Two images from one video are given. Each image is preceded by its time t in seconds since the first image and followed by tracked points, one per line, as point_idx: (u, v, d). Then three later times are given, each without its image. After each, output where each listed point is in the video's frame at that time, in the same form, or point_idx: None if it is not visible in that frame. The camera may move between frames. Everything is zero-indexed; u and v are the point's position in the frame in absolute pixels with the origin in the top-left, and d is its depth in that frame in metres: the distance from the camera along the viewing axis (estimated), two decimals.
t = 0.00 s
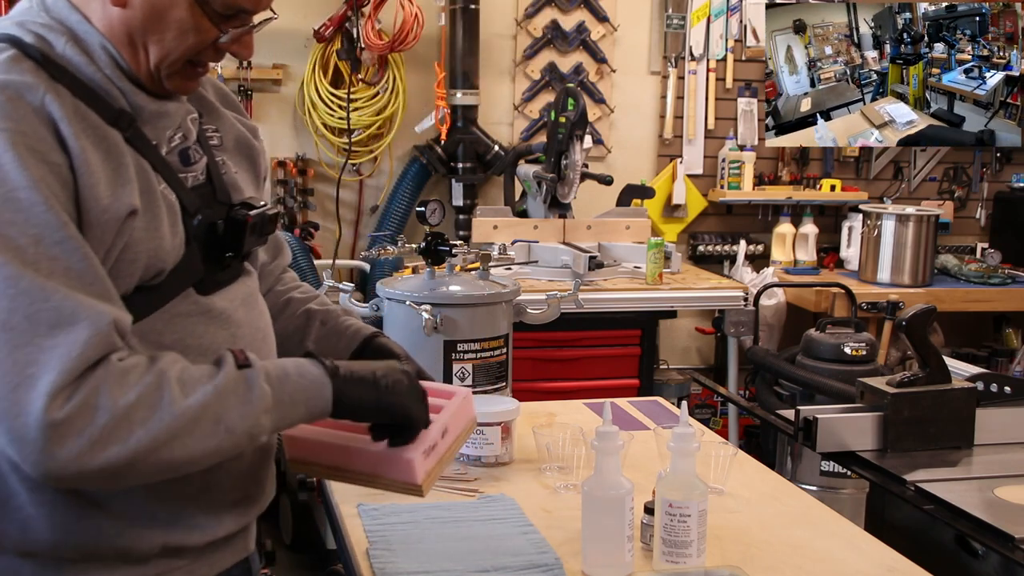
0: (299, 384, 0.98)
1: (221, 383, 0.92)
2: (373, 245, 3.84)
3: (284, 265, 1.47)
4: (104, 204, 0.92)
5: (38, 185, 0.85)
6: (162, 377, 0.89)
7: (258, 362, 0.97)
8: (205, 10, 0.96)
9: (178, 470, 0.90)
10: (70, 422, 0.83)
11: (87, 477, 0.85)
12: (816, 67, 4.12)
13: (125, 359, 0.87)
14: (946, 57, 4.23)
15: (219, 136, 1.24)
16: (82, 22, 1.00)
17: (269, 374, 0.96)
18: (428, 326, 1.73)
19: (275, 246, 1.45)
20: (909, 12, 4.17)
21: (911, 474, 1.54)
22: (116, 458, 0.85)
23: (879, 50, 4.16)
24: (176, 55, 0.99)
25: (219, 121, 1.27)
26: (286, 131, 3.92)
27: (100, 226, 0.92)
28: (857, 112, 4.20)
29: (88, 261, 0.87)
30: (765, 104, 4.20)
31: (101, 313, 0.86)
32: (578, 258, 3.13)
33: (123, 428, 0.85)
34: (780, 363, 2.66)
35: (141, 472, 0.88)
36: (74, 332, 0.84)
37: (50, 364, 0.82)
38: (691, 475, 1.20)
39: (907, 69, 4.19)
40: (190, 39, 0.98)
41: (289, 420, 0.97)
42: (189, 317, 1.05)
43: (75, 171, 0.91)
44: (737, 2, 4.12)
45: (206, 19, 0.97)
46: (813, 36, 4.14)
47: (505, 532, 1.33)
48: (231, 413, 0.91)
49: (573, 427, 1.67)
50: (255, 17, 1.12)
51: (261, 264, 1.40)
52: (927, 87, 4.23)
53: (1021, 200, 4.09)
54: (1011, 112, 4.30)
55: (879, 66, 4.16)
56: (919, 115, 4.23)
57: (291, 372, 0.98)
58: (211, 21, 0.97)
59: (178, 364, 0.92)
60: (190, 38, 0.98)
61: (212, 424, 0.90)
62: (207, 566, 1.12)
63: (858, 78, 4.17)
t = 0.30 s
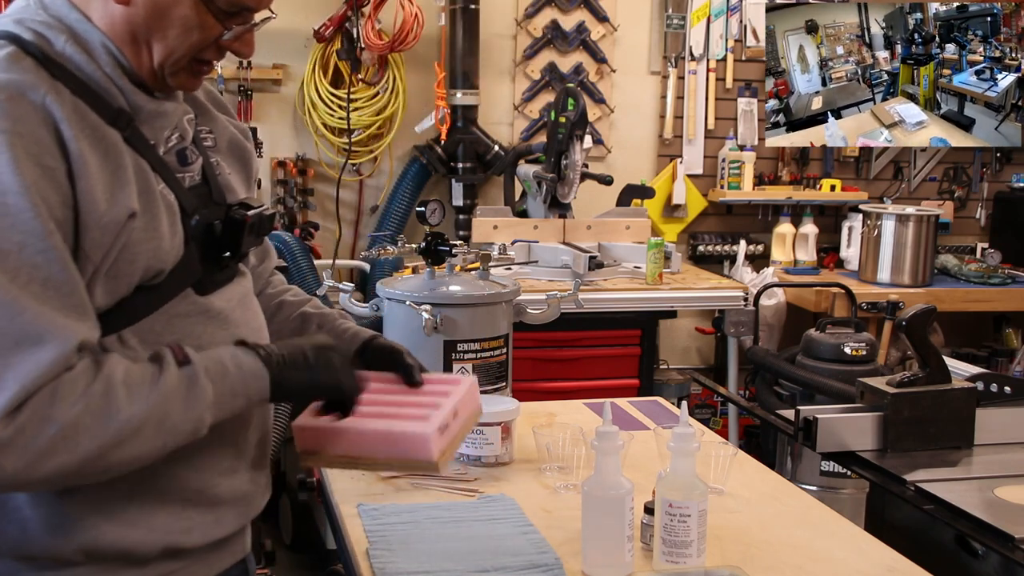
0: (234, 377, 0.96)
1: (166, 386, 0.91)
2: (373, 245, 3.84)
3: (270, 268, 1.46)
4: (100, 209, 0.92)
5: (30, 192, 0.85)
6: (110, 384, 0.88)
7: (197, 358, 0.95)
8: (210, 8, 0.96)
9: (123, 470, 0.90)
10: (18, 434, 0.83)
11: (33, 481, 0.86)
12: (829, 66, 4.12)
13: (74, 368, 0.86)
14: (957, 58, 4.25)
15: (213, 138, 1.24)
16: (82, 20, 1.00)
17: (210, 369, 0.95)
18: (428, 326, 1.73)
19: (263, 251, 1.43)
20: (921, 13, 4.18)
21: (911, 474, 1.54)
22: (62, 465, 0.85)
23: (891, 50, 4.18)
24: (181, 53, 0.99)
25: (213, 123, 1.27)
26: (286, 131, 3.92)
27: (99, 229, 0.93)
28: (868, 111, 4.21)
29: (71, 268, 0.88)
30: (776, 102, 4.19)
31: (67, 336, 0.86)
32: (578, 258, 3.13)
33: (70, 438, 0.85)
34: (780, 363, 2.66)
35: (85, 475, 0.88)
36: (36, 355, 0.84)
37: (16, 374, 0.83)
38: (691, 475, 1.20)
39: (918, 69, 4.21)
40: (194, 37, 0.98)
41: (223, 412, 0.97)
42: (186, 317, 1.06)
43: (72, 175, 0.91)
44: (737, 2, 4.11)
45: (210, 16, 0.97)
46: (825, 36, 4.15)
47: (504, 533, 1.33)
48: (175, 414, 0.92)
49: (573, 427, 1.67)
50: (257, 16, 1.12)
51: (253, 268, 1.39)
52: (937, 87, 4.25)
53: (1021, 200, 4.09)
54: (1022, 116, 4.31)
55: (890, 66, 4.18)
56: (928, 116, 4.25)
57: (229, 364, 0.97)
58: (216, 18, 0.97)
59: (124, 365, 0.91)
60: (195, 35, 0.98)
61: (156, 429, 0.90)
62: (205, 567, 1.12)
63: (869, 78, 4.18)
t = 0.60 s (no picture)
0: (209, 427, 0.97)
1: (135, 435, 0.91)
2: (373, 245, 3.84)
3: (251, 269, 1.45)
4: (92, 221, 0.91)
5: (15, 206, 0.85)
6: (73, 428, 0.88)
7: (175, 407, 0.95)
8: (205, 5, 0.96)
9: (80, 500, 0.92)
10: None
11: None
12: (835, 64, 4.13)
13: (36, 403, 0.86)
14: (962, 58, 4.27)
15: (209, 138, 1.24)
16: (78, 22, 0.99)
17: (184, 418, 0.95)
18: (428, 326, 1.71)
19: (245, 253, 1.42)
20: (927, 12, 4.19)
21: (911, 474, 1.54)
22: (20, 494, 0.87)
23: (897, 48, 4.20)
24: (178, 53, 0.99)
25: (209, 123, 1.26)
26: (286, 131, 3.92)
27: (89, 244, 0.91)
28: (872, 109, 4.22)
29: (49, 286, 0.87)
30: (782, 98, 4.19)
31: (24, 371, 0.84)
32: (578, 258, 3.13)
33: (27, 470, 0.86)
34: (780, 363, 2.66)
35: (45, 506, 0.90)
36: None
37: None
38: (691, 476, 1.20)
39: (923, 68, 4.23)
40: (190, 35, 0.97)
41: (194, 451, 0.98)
42: (182, 319, 1.06)
43: (63, 186, 0.90)
44: (737, 3, 4.11)
45: (204, 11, 0.97)
46: (831, 34, 4.15)
47: (504, 532, 1.33)
48: (142, 460, 0.92)
49: (573, 427, 1.68)
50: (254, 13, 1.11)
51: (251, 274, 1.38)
52: (942, 88, 4.26)
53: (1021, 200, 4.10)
54: None
55: (894, 65, 4.20)
56: (932, 116, 4.26)
57: (207, 412, 0.96)
58: (209, 13, 0.97)
59: (97, 403, 0.91)
60: (190, 33, 0.97)
61: (121, 474, 0.91)
62: (204, 569, 1.12)
63: (874, 77, 4.19)
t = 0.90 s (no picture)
0: (191, 427, 0.97)
1: (116, 436, 0.91)
2: (373, 245, 3.84)
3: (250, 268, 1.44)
4: (80, 227, 0.91)
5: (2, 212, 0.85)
6: (54, 430, 0.88)
7: (156, 408, 0.95)
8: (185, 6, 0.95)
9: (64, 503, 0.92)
10: None
11: None
12: (836, 63, 4.14)
13: (18, 410, 0.86)
14: (963, 58, 4.26)
15: (202, 136, 1.24)
16: (66, 23, 0.99)
17: (165, 420, 0.95)
18: (428, 326, 1.71)
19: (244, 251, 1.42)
20: (928, 12, 4.19)
21: (911, 474, 1.54)
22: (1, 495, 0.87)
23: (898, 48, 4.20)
24: (159, 54, 0.98)
25: (202, 121, 1.26)
26: (287, 131, 3.92)
27: (79, 249, 0.91)
28: (873, 109, 4.22)
29: (35, 293, 0.87)
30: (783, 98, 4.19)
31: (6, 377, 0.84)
32: (578, 257, 3.13)
33: (9, 475, 0.86)
34: (780, 363, 2.66)
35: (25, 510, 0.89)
36: None
37: None
38: (691, 476, 1.20)
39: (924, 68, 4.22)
40: (171, 36, 0.97)
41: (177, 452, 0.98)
42: (178, 320, 1.06)
43: (51, 191, 0.90)
44: (737, 3, 4.11)
45: (185, 15, 0.95)
46: (832, 34, 4.15)
47: (504, 532, 1.33)
48: (123, 462, 0.92)
49: (573, 427, 1.68)
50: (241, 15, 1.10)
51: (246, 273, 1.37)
52: (943, 87, 4.26)
53: (1021, 200, 4.10)
54: None
55: (894, 65, 4.21)
56: (933, 116, 4.26)
57: (189, 413, 0.97)
58: (191, 17, 0.96)
59: (78, 404, 0.91)
60: (172, 35, 0.96)
61: (103, 476, 0.91)
62: (202, 569, 1.12)
63: (875, 76, 4.20)
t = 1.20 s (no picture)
0: (183, 428, 0.97)
1: (107, 438, 0.91)
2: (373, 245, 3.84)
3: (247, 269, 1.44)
4: (67, 230, 0.91)
5: None
6: (44, 434, 0.88)
7: (147, 409, 0.95)
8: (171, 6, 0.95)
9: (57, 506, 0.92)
10: None
11: None
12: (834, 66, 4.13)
13: (7, 413, 0.86)
14: (960, 58, 4.27)
15: (195, 136, 1.24)
16: (53, 24, 0.99)
17: (157, 421, 0.96)
18: (428, 326, 1.71)
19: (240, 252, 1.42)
20: (924, 13, 4.18)
21: (911, 474, 1.54)
22: None
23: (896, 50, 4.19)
24: (147, 55, 0.98)
25: (195, 121, 1.26)
26: (287, 131, 3.92)
27: (67, 252, 0.91)
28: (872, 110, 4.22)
29: (23, 296, 0.86)
30: (782, 101, 4.19)
31: None
32: (578, 258, 3.13)
33: None
34: (779, 363, 2.66)
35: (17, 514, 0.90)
36: None
37: None
38: (691, 476, 1.20)
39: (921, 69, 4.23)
40: (159, 37, 0.96)
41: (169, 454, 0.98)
42: (172, 321, 1.06)
43: (38, 193, 0.90)
44: (737, 3, 4.11)
45: (173, 16, 0.95)
46: (830, 36, 4.15)
47: (504, 533, 1.33)
48: (114, 465, 0.92)
49: (573, 427, 1.68)
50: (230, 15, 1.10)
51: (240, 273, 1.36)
52: (940, 88, 4.26)
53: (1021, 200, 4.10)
54: None
55: (892, 67, 4.20)
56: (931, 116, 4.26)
57: (181, 415, 0.97)
58: (179, 18, 0.96)
59: (69, 407, 0.91)
60: (159, 36, 0.96)
61: (94, 478, 0.91)
62: (199, 569, 1.12)
63: (873, 78, 4.20)
